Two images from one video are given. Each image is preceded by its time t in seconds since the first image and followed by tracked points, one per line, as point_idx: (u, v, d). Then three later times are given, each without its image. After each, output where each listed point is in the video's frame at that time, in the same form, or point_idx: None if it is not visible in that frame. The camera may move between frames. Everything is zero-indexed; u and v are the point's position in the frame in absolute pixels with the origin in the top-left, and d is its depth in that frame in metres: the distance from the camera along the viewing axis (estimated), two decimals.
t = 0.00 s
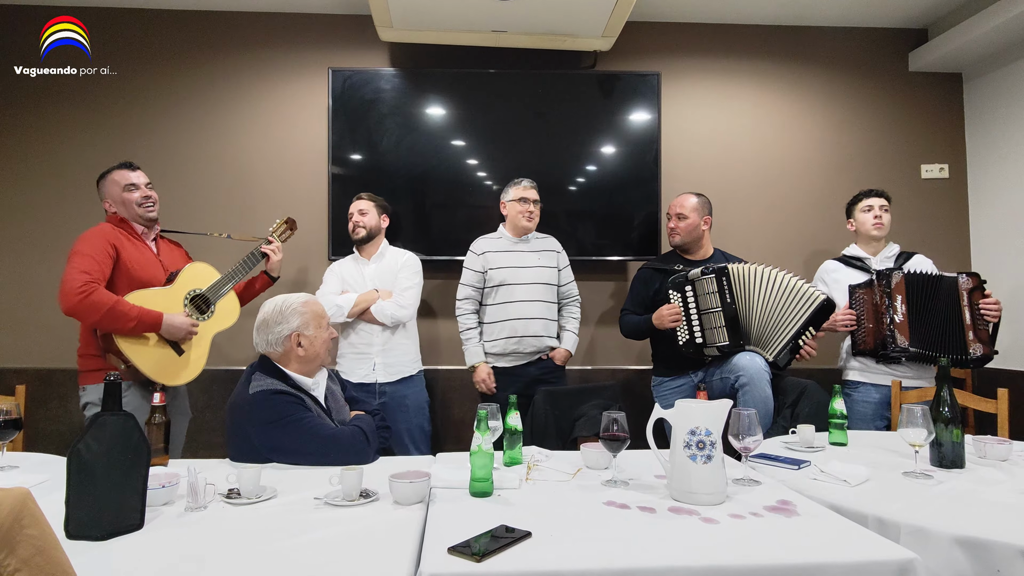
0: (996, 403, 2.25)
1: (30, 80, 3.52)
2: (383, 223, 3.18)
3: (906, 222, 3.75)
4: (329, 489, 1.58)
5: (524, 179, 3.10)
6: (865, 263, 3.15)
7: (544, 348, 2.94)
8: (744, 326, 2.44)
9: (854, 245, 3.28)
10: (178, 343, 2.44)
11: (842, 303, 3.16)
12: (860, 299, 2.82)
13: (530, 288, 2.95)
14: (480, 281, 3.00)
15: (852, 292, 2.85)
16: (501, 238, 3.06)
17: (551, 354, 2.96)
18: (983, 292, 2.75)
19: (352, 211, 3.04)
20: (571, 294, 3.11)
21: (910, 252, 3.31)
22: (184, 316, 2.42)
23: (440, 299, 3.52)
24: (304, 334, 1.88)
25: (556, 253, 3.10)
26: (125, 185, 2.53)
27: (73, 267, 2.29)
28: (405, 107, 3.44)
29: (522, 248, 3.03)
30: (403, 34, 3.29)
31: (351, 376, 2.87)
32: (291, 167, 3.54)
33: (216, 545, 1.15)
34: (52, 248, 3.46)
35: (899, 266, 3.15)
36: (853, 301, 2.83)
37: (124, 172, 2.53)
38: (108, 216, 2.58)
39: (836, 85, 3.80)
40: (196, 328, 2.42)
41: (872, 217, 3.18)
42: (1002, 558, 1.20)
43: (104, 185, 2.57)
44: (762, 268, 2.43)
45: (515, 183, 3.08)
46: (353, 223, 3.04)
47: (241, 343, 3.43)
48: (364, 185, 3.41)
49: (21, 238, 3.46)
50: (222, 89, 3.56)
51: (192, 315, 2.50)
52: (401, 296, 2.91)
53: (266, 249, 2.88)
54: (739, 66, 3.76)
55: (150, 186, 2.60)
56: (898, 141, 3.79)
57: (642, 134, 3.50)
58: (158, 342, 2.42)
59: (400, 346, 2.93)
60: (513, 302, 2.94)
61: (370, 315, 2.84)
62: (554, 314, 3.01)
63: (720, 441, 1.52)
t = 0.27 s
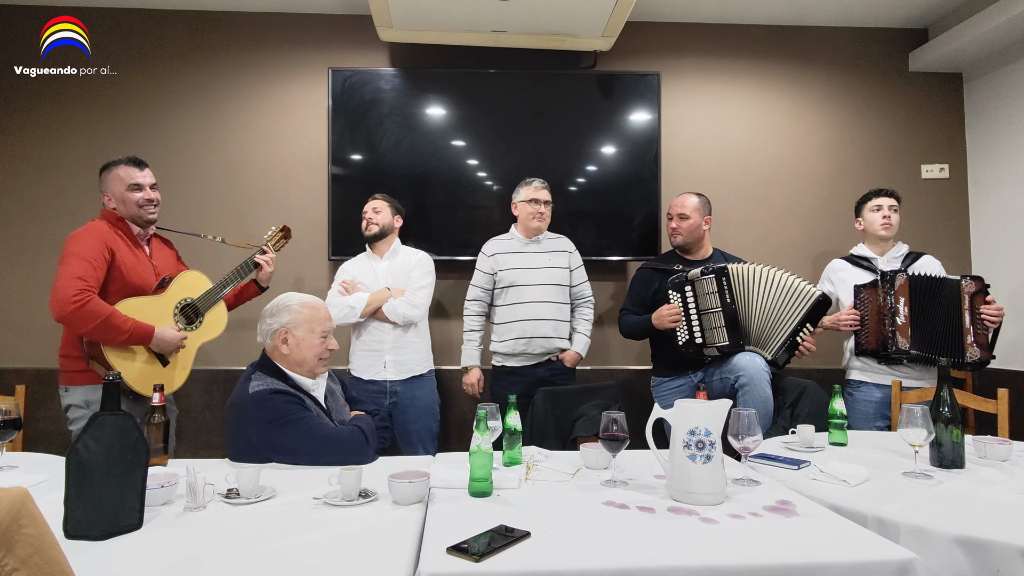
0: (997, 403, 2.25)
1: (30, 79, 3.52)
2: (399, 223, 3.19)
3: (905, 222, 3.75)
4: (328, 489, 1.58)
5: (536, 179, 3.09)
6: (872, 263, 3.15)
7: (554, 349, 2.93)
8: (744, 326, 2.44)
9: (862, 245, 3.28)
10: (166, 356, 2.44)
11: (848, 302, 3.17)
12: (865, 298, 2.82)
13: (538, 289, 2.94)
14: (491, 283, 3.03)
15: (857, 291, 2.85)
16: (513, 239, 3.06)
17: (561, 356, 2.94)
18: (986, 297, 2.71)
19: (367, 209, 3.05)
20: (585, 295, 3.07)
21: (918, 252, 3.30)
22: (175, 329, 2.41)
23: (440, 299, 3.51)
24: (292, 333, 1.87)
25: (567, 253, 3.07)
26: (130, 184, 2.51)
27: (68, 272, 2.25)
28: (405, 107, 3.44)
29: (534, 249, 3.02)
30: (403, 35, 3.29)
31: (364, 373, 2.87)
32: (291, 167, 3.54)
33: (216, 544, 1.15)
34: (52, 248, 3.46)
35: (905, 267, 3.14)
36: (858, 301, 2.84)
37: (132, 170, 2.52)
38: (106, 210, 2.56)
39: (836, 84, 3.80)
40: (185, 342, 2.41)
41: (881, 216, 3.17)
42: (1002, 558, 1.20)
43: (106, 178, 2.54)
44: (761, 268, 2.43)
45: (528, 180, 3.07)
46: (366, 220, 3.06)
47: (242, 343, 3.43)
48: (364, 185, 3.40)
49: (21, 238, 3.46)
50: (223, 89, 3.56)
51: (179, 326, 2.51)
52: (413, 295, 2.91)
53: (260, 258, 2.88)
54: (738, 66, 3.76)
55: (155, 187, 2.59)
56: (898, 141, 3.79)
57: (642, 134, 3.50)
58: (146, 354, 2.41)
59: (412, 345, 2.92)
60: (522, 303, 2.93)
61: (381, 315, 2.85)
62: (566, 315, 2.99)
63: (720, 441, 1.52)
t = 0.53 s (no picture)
0: (997, 403, 2.25)
1: (30, 79, 3.52)
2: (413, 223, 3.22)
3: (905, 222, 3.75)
4: (328, 489, 1.58)
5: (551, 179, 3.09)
6: (878, 263, 3.15)
7: (570, 348, 2.92)
8: (744, 326, 2.44)
9: (869, 244, 3.28)
10: (164, 354, 2.44)
11: (852, 301, 3.19)
12: (870, 299, 2.83)
13: (548, 289, 2.94)
14: (507, 283, 3.04)
15: (862, 291, 2.86)
16: (529, 238, 3.06)
17: (577, 356, 2.93)
18: (989, 302, 2.67)
19: (383, 208, 3.09)
20: (601, 295, 3.05)
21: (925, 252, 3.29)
22: (174, 322, 2.42)
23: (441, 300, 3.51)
24: (294, 327, 1.89)
25: (583, 252, 3.06)
26: (126, 184, 2.50)
27: (62, 275, 2.25)
28: (405, 106, 3.44)
29: (551, 249, 3.02)
30: (403, 34, 3.29)
31: (377, 375, 2.85)
32: (292, 167, 3.54)
33: (217, 544, 1.15)
34: (52, 248, 3.46)
35: (910, 267, 3.15)
36: (862, 301, 2.85)
37: (128, 170, 2.51)
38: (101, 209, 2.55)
39: (836, 84, 3.80)
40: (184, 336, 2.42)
41: (888, 216, 3.16)
42: (1002, 558, 1.20)
43: (103, 176, 2.53)
44: (761, 268, 2.43)
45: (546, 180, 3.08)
46: (382, 218, 3.09)
47: (242, 344, 3.43)
48: (365, 184, 3.40)
49: (21, 237, 3.46)
50: (223, 89, 3.56)
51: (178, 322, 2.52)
52: (427, 296, 2.90)
53: (254, 258, 2.87)
54: (739, 66, 3.76)
55: (151, 189, 2.58)
56: (898, 141, 3.79)
57: (642, 135, 3.50)
58: (144, 352, 2.41)
59: (426, 347, 2.91)
60: (537, 302, 2.93)
61: (395, 318, 2.85)
62: (583, 314, 2.98)
63: (719, 441, 1.52)
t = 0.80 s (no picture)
0: (997, 403, 2.25)
1: (30, 79, 3.52)
2: (424, 224, 3.22)
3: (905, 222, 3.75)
4: (328, 488, 1.61)
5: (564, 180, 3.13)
6: (881, 262, 3.16)
7: (580, 349, 2.91)
8: (744, 325, 2.44)
9: (874, 242, 3.29)
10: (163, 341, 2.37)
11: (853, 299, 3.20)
12: (869, 299, 2.83)
13: (554, 289, 2.94)
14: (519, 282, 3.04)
15: (863, 289, 2.85)
16: (543, 238, 3.07)
17: (587, 357, 2.91)
18: (983, 309, 2.68)
19: (395, 207, 3.10)
20: (613, 297, 3.03)
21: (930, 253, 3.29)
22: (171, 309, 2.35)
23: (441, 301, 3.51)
24: (309, 321, 1.92)
25: (598, 253, 3.06)
26: (132, 187, 2.52)
27: (59, 262, 2.26)
28: (406, 107, 3.44)
29: (563, 248, 3.03)
30: (403, 34, 3.29)
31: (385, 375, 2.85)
32: (292, 168, 3.55)
33: (218, 544, 1.15)
34: (53, 248, 3.46)
35: (913, 269, 3.16)
36: (862, 300, 2.84)
37: (134, 174, 2.52)
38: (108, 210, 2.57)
39: (836, 84, 3.80)
40: (182, 323, 2.35)
41: (897, 216, 3.15)
42: (1002, 558, 1.20)
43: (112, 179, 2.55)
44: (760, 267, 2.44)
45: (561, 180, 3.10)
46: (393, 218, 3.09)
47: (242, 345, 3.43)
48: (365, 185, 3.40)
49: (21, 238, 3.46)
50: (223, 89, 3.56)
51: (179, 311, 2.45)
52: (438, 298, 2.90)
53: (258, 254, 2.88)
54: (739, 66, 3.76)
55: (157, 194, 2.59)
56: (898, 141, 3.79)
57: (643, 135, 3.50)
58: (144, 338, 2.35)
59: (435, 348, 2.91)
60: (547, 302, 2.93)
61: (406, 319, 2.85)
62: (595, 315, 2.97)
63: (719, 441, 1.53)
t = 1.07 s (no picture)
0: (996, 403, 2.25)
1: (29, 79, 3.52)
2: (429, 225, 3.22)
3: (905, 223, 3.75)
4: (327, 488, 1.68)
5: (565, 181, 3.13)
6: (875, 263, 3.17)
7: (581, 349, 2.91)
8: (745, 326, 2.44)
9: (868, 243, 3.29)
10: (160, 338, 2.36)
11: (847, 299, 3.20)
12: (864, 299, 2.80)
13: (557, 288, 2.95)
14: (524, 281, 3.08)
15: (858, 289, 2.82)
16: (546, 238, 3.09)
17: (588, 357, 2.90)
18: (974, 309, 2.72)
19: (399, 208, 3.11)
20: (616, 296, 3.03)
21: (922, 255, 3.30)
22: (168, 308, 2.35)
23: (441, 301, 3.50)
24: (332, 319, 2.01)
25: (603, 252, 3.04)
26: (148, 194, 2.52)
27: (59, 259, 2.27)
28: (406, 106, 3.44)
29: (566, 248, 3.03)
30: (403, 34, 3.29)
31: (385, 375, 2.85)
32: (292, 168, 3.55)
33: (218, 544, 1.15)
34: (53, 248, 3.46)
35: (906, 269, 3.16)
36: (856, 300, 2.82)
37: (149, 180, 2.52)
38: (115, 213, 2.54)
39: (836, 84, 3.80)
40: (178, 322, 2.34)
41: (891, 218, 3.16)
42: (1001, 558, 1.21)
43: (120, 181, 2.52)
44: (761, 267, 2.44)
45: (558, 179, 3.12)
46: (398, 218, 3.11)
47: (242, 346, 3.43)
48: (365, 185, 3.40)
49: (21, 238, 3.47)
50: (223, 89, 3.56)
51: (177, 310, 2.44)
52: (438, 300, 2.90)
53: (261, 256, 2.89)
54: (738, 66, 3.76)
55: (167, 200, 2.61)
56: (898, 141, 3.80)
57: (642, 135, 3.50)
58: (141, 334, 2.34)
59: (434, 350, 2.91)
60: (550, 301, 2.94)
61: (406, 319, 2.85)
62: (596, 315, 2.97)
63: (719, 441, 1.53)
